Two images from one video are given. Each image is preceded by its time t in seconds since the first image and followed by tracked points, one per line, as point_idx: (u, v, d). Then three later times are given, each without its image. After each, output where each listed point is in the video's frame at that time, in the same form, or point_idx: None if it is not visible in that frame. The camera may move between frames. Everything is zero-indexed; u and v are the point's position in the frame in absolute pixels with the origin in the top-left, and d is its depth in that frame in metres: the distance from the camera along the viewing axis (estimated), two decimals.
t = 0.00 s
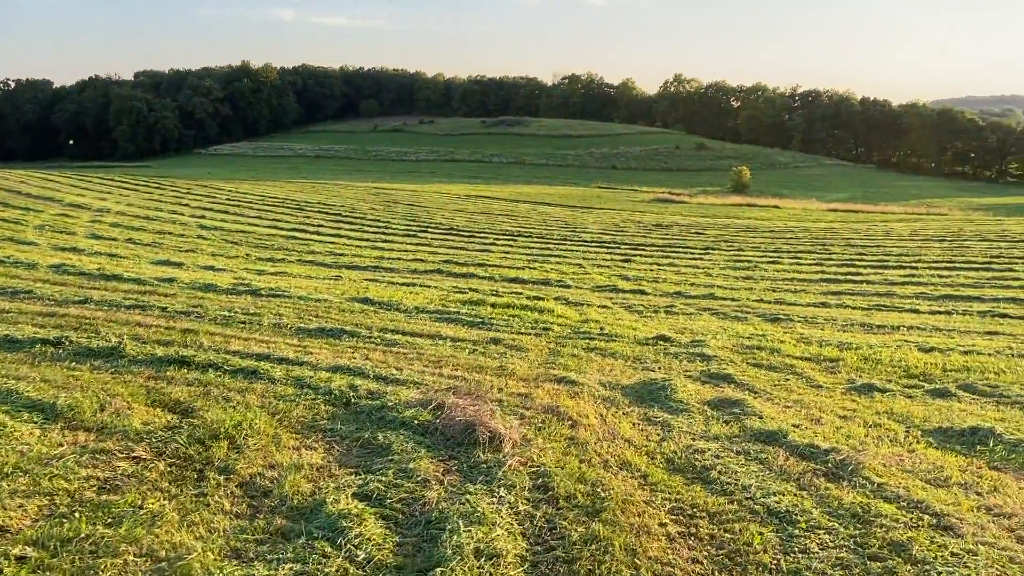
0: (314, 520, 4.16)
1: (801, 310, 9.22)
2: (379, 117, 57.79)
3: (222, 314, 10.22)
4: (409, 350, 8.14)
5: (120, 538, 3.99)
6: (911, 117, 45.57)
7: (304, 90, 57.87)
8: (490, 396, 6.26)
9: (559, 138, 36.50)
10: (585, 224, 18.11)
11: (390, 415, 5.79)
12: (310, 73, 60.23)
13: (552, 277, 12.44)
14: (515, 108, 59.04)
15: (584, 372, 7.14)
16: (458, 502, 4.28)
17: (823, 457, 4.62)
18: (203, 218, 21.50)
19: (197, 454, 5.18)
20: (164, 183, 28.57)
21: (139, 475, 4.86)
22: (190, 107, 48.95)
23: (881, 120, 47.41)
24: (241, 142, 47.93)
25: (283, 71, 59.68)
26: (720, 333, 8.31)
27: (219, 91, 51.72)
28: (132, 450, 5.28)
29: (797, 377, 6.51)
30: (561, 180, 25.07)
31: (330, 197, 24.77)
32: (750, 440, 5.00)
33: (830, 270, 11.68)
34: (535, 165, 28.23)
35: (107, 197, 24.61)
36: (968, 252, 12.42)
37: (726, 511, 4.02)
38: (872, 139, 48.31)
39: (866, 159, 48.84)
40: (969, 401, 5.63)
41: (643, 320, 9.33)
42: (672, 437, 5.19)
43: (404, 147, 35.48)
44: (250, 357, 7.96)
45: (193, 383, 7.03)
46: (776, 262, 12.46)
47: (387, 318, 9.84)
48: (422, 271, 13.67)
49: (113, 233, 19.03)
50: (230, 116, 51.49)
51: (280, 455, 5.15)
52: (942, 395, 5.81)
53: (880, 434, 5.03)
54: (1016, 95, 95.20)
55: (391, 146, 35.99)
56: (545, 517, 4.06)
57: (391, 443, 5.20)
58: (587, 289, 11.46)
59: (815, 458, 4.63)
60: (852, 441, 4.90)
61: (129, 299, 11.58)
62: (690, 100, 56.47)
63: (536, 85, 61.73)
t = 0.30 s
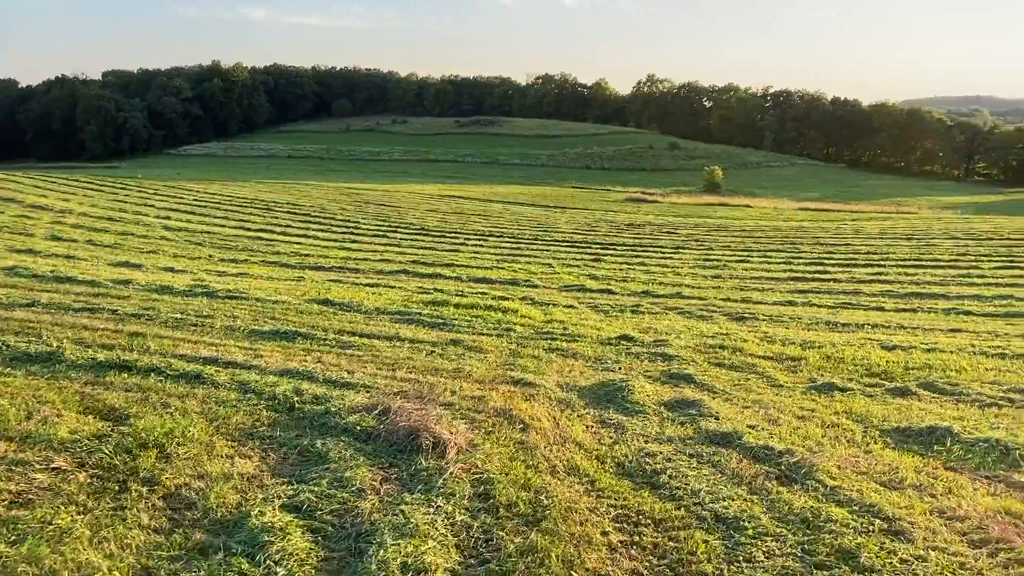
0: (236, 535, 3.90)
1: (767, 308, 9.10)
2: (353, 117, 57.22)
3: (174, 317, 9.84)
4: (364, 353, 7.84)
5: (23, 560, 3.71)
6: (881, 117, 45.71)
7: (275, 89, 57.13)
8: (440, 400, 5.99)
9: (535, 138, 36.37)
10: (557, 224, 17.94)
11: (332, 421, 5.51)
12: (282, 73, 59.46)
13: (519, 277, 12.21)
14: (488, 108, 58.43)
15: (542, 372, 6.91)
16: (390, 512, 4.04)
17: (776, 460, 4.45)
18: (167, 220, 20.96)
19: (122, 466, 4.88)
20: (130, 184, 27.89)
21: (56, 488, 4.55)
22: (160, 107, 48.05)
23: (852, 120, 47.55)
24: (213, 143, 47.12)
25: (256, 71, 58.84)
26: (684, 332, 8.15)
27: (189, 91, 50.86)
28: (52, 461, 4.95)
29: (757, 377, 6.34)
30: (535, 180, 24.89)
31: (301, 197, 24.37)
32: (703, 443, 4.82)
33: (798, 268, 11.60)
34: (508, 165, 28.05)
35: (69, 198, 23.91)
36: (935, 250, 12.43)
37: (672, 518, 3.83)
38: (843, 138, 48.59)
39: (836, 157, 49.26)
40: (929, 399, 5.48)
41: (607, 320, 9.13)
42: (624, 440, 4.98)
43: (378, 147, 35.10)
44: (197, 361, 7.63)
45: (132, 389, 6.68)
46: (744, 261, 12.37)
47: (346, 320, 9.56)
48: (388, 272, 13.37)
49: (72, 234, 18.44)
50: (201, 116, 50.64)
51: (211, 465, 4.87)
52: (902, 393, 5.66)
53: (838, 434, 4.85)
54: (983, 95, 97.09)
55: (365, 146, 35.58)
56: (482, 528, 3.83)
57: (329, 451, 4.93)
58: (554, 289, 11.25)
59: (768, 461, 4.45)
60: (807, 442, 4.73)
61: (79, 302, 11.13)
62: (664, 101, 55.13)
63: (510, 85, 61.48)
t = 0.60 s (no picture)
0: (160, 561, 3.68)
1: (732, 309, 9.02)
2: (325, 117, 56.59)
3: (126, 323, 9.48)
4: (320, 359, 7.59)
5: None
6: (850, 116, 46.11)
7: (245, 89, 56.25)
8: (392, 409, 5.77)
9: (508, 138, 36.22)
10: (529, 224, 17.78)
11: (276, 433, 5.27)
12: (252, 72, 58.59)
13: (487, 279, 12.02)
14: (461, 108, 57.97)
15: (502, 377, 6.72)
16: (326, 532, 3.84)
17: (733, 467, 4.31)
18: (130, 221, 20.40)
19: (48, 485, 4.59)
20: (93, 185, 27.16)
21: None
22: (128, 107, 47.03)
23: (821, 120, 47.77)
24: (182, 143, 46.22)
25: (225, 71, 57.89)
26: (648, 334, 8.00)
27: (158, 91, 49.89)
28: None
29: (719, 380, 6.21)
30: (508, 180, 24.73)
31: (270, 198, 23.94)
32: (660, 451, 4.66)
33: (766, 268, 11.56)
34: (481, 165, 27.87)
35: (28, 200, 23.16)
36: (901, 249, 12.48)
37: (622, 533, 3.68)
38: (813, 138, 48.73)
39: (807, 156, 49.32)
40: (890, 402, 5.39)
41: (573, 322, 8.97)
42: (580, 450, 4.80)
43: (350, 147, 34.69)
44: (144, 370, 7.31)
45: (71, 401, 6.36)
46: (713, 261, 12.32)
47: (305, 324, 9.29)
48: (352, 274, 13.08)
49: (28, 237, 17.82)
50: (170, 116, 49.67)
51: (143, 481, 4.60)
52: (863, 396, 5.57)
53: (797, 439, 4.72)
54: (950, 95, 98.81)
55: (338, 147, 35.13)
56: (422, 548, 3.67)
57: (269, 466, 4.69)
58: (522, 291, 11.08)
59: (724, 469, 4.31)
60: (766, 448, 4.59)
61: (28, 308, 10.69)
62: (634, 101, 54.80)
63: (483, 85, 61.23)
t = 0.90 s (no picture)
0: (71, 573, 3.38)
1: (700, 305, 8.90)
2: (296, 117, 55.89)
3: (73, 323, 9.05)
4: (274, 359, 7.28)
5: None
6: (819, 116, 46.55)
7: (214, 88, 55.26)
8: (343, 408, 5.50)
9: (482, 138, 36.00)
10: (501, 223, 17.56)
11: (215, 435, 4.96)
12: (221, 71, 57.60)
13: (455, 277, 11.76)
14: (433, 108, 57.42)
15: (461, 374, 6.49)
16: (256, 539, 3.58)
17: (692, 464, 4.13)
18: (91, 221, 19.76)
19: None
20: (54, 184, 26.34)
21: None
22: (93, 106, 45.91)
23: (790, 120, 48.24)
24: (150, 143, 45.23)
25: (194, 70, 56.82)
26: (615, 331, 7.82)
27: (124, 90, 48.81)
28: None
29: (683, 375, 6.05)
30: (480, 180, 24.50)
31: (238, 197, 23.44)
32: (618, 448, 4.46)
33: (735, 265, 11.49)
34: (454, 165, 27.63)
35: None
36: (869, 246, 12.51)
37: (571, 535, 3.47)
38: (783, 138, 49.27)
39: (777, 156, 49.86)
40: (855, 396, 5.27)
41: (539, 319, 8.77)
42: (535, 447, 4.57)
43: (322, 147, 34.19)
44: (87, 371, 6.93)
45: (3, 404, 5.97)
46: (683, 259, 12.22)
47: (263, 323, 8.96)
48: (317, 272, 12.74)
49: None
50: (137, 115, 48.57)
51: (64, 487, 4.27)
52: (828, 390, 5.44)
53: (760, 435, 4.54)
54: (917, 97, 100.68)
55: (309, 147, 34.62)
56: (358, 554, 3.44)
57: (204, 470, 4.41)
58: (490, 289, 10.85)
59: (683, 465, 4.13)
60: (728, 444, 4.42)
61: None
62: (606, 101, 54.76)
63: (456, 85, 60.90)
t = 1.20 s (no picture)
0: None
1: (666, 306, 8.77)
2: (265, 117, 55.04)
3: (15, 330, 8.63)
4: (224, 366, 6.97)
5: None
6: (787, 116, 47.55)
7: (181, 88, 54.22)
8: (287, 418, 5.24)
9: (454, 138, 35.74)
10: (471, 223, 17.33)
11: (147, 449, 4.67)
12: (188, 70, 56.55)
13: (420, 278, 11.51)
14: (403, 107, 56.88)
15: (417, 380, 6.26)
16: (176, 565, 3.35)
17: (646, 473, 3.95)
18: (47, 223, 19.11)
19: None
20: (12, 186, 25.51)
21: None
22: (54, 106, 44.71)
23: (759, 120, 49.19)
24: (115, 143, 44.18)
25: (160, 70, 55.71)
26: (578, 333, 7.65)
27: (88, 90, 47.64)
28: None
29: (644, 379, 5.89)
30: (452, 180, 24.24)
31: (203, 198, 22.90)
32: (570, 456, 4.27)
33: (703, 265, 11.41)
34: (425, 165, 27.33)
35: None
36: (836, 245, 12.53)
37: (513, 553, 3.28)
38: (752, 138, 50.26)
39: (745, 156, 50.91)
40: (816, 399, 5.15)
41: (503, 321, 8.57)
42: (484, 456, 4.37)
43: (291, 147, 33.64)
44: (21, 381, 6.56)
45: None
46: (651, 259, 12.11)
47: (216, 328, 8.64)
48: (278, 275, 12.39)
49: None
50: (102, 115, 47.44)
51: None
52: (790, 392, 5.32)
53: (717, 441, 4.39)
54: (884, 98, 102.67)
55: (278, 147, 34.05)
56: None
57: (129, 487, 4.13)
58: (455, 290, 10.62)
59: (635, 475, 3.96)
60: (683, 451, 4.26)
61: None
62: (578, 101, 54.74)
63: (428, 84, 60.48)
